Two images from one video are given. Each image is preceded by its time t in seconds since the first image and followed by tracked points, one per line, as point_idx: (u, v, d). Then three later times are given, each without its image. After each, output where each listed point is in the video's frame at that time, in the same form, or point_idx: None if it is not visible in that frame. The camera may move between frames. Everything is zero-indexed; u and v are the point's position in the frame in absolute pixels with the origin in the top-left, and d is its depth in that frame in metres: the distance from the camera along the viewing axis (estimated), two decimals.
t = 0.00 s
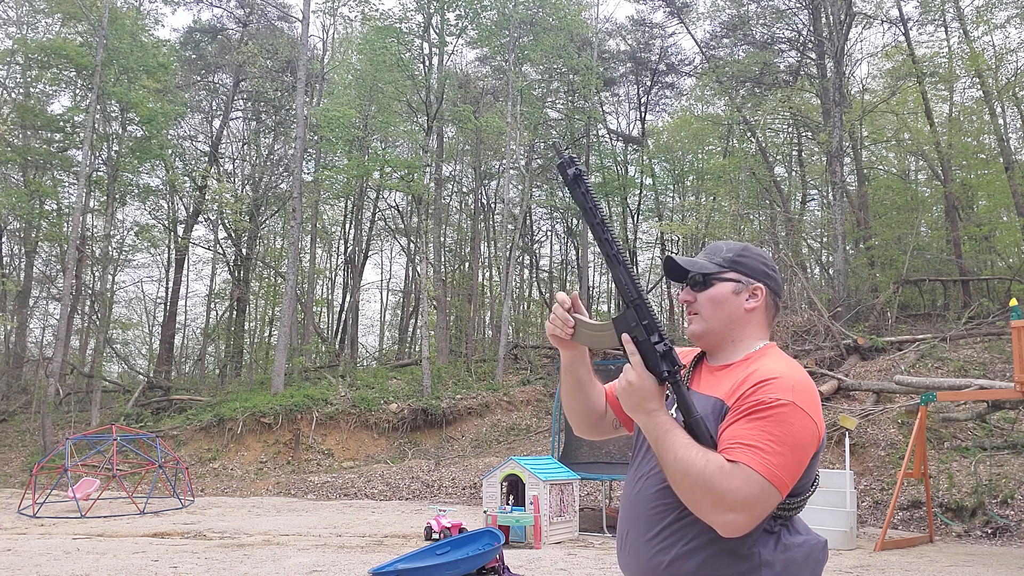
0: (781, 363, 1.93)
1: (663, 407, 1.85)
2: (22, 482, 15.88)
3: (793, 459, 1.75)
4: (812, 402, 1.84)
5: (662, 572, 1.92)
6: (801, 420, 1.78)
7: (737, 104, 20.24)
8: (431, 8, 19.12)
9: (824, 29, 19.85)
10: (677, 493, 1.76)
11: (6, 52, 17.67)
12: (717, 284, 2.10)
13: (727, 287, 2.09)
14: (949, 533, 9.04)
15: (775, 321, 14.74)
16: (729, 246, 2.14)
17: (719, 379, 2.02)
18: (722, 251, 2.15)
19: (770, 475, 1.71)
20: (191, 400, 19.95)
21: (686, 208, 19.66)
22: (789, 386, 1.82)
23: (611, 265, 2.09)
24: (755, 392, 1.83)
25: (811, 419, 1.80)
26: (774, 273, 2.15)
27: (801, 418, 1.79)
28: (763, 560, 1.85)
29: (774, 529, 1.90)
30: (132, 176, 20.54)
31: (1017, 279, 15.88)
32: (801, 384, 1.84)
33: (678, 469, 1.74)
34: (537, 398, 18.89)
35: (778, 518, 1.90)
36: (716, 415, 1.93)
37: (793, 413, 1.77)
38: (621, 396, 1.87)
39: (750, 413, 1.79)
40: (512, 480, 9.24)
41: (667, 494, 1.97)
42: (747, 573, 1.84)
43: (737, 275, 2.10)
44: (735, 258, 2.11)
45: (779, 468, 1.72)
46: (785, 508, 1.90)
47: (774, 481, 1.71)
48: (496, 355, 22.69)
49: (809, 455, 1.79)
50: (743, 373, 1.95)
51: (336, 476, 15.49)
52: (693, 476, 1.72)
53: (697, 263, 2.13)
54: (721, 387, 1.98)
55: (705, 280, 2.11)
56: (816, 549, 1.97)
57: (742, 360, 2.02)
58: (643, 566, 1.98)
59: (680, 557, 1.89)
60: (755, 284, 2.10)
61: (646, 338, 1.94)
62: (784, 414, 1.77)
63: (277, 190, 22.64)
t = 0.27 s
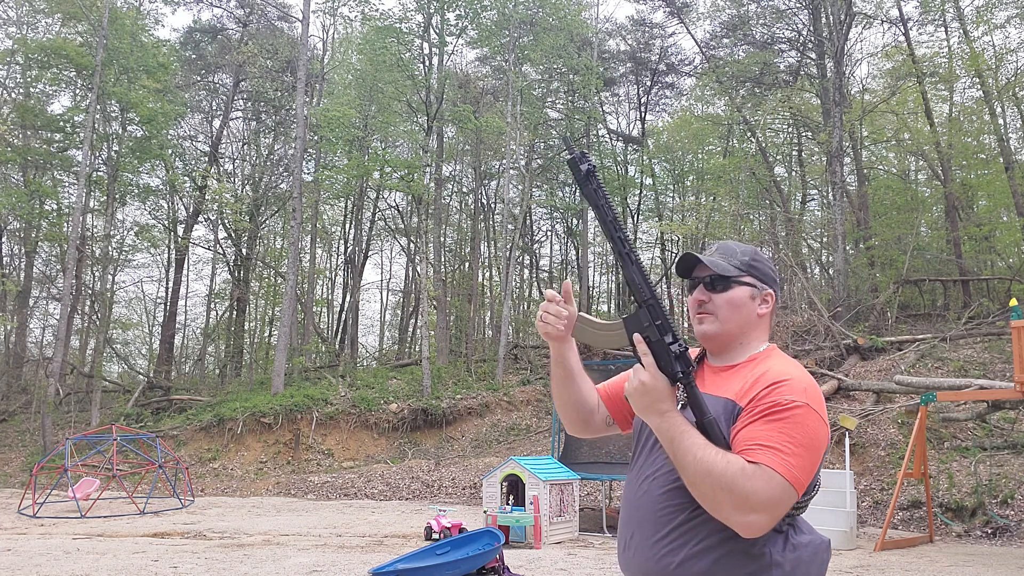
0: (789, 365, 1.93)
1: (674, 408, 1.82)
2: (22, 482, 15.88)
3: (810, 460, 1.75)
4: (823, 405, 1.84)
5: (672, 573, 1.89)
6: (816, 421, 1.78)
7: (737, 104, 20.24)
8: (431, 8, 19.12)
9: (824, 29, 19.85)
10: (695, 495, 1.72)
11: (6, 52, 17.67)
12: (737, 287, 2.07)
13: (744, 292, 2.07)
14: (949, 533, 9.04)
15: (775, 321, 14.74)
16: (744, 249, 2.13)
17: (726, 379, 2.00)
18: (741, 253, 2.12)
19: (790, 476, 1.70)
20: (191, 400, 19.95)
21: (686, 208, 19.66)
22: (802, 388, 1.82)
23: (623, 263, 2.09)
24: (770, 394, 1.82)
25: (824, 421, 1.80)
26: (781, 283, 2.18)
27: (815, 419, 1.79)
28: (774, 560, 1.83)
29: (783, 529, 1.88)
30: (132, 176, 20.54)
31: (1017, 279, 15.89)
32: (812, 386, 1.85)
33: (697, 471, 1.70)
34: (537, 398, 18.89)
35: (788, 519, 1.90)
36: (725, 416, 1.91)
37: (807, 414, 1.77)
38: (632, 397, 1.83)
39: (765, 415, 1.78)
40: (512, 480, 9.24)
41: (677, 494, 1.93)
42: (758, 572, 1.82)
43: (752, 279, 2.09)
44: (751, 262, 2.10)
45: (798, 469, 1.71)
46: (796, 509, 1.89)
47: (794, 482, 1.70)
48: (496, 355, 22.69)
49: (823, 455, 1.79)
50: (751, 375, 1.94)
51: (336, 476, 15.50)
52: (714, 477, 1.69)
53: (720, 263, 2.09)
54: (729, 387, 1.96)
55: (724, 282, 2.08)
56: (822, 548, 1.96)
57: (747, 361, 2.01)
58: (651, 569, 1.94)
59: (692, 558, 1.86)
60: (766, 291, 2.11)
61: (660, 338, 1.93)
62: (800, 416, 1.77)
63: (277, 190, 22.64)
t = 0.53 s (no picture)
0: (795, 369, 1.94)
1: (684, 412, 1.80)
2: (22, 482, 15.88)
3: (821, 463, 1.75)
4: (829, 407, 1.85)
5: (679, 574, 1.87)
6: (825, 424, 1.80)
7: (737, 104, 20.23)
8: (431, 8, 19.12)
9: (824, 29, 19.85)
10: (710, 500, 1.70)
11: (6, 52, 17.67)
12: (751, 293, 2.07)
13: (757, 298, 2.08)
14: (949, 533, 9.04)
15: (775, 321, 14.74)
16: (758, 255, 2.14)
17: (731, 382, 1.99)
18: (756, 257, 2.11)
19: (806, 480, 1.70)
20: (191, 400, 19.96)
21: (686, 208, 19.65)
22: (812, 391, 1.83)
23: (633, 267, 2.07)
24: (781, 397, 1.82)
25: (832, 423, 1.82)
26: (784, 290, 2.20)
27: (825, 422, 1.80)
28: (781, 561, 1.84)
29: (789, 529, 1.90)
30: (132, 176, 20.54)
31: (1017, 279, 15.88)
32: (819, 391, 1.87)
33: (713, 476, 1.68)
34: (537, 398, 18.89)
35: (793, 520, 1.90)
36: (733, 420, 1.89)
37: (818, 418, 1.78)
38: (643, 401, 1.79)
39: (776, 418, 1.78)
40: (512, 480, 9.24)
41: (683, 496, 1.91)
42: (766, 574, 1.82)
43: (767, 287, 2.09)
44: (766, 269, 2.11)
45: (811, 471, 1.72)
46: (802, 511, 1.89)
47: (807, 485, 1.70)
48: (496, 355, 22.69)
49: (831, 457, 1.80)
50: (757, 378, 1.93)
51: (336, 476, 15.49)
52: (730, 480, 1.67)
53: (740, 266, 2.08)
54: (736, 390, 1.94)
55: (740, 288, 2.07)
56: (823, 548, 1.98)
57: (751, 362, 2.01)
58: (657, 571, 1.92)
59: (699, 560, 1.85)
60: (774, 299, 2.13)
61: (671, 343, 1.92)
62: (811, 419, 1.77)
63: (277, 190, 22.63)
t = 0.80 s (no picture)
0: (796, 369, 1.94)
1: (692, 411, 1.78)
2: (22, 482, 15.88)
3: (827, 464, 1.76)
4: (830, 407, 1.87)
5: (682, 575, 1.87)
6: (830, 425, 1.80)
7: (737, 104, 20.22)
8: (431, 8, 19.11)
9: (824, 29, 19.85)
10: (719, 502, 1.69)
11: (6, 52, 17.66)
12: (754, 294, 2.08)
13: (761, 299, 2.08)
14: (949, 533, 9.04)
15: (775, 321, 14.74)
16: (762, 257, 2.14)
17: (732, 381, 1.97)
18: (760, 258, 2.11)
19: (813, 481, 1.71)
20: (191, 400, 19.96)
21: (686, 208, 19.64)
22: (816, 393, 1.84)
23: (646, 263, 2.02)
24: (786, 398, 1.82)
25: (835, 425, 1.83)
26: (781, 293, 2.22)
27: (829, 424, 1.81)
28: (784, 561, 1.84)
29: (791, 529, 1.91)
30: (132, 176, 20.53)
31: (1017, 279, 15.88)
32: (822, 392, 1.88)
33: (725, 478, 1.67)
34: (537, 398, 18.89)
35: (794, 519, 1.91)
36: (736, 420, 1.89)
37: (823, 419, 1.79)
38: (653, 400, 1.76)
39: (783, 419, 1.78)
40: (512, 480, 9.23)
41: (686, 498, 1.91)
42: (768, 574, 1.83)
43: (770, 289, 2.10)
44: (769, 271, 2.11)
45: (818, 474, 1.72)
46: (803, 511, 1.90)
47: (814, 487, 1.71)
48: (496, 355, 22.68)
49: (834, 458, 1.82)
50: (759, 378, 1.93)
51: (336, 476, 15.50)
52: (742, 481, 1.66)
53: (745, 266, 2.08)
54: (739, 389, 1.93)
55: (745, 289, 2.07)
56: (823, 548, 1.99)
57: (752, 362, 2.01)
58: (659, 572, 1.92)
59: (703, 562, 1.85)
60: (774, 301, 2.13)
61: (686, 341, 1.87)
62: (817, 421, 1.78)
63: (277, 190, 22.62)
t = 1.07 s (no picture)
0: (795, 366, 1.95)
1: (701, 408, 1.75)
2: (22, 482, 15.88)
3: (832, 463, 1.78)
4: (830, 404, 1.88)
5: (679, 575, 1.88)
6: (832, 423, 1.82)
7: (737, 104, 20.21)
8: (431, 8, 19.11)
9: (824, 29, 19.85)
10: (735, 505, 1.67)
11: (6, 52, 17.65)
12: (753, 294, 2.08)
13: (759, 299, 2.08)
14: (949, 533, 9.04)
15: (775, 321, 14.75)
16: (760, 256, 2.14)
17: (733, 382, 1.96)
18: (759, 258, 2.11)
19: (825, 482, 1.72)
20: (191, 400, 19.96)
21: (686, 208, 19.63)
22: (820, 393, 1.85)
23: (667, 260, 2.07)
24: (792, 398, 1.82)
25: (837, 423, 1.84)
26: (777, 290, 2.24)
27: (832, 423, 1.83)
28: (783, 561, 1.84)
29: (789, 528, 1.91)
30: (132, 176, 20.53)
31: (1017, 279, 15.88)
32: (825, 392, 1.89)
33: (745, 481, 1.65)
34: (537, 398, 18.88)
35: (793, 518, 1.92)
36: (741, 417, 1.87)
37: (830, 420, 1.80)
38: (669, 397, 1.70)
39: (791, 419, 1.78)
40: (512, 480, 9.23)
41: (685, 499, 1.91)
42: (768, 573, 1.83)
43: (769, 289, 2.11)
44: (767, 271, 2.12)
45: (827, 475, 1.74)
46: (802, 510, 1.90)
47: (825, 488, 1.73)
48: (496, 355, 22.68)
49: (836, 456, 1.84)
50: (760, 377, 1.92)
51: (336, 476, 15.50)
52: (763, 483, 1.65)
53: (746, 267, 2.08)
54: (741, 389, 1.93)
55: (745, 290, 2.08)
56: (821, 549, 2.00)
57: (750, 361, 2.00)
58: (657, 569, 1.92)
59: (701, 561, 1.85)
60: (773, 300, 2.14)
61: (701, 336, 1.93)
62: (823, 420, 1.79)
63: (277, 190, 22.62)
